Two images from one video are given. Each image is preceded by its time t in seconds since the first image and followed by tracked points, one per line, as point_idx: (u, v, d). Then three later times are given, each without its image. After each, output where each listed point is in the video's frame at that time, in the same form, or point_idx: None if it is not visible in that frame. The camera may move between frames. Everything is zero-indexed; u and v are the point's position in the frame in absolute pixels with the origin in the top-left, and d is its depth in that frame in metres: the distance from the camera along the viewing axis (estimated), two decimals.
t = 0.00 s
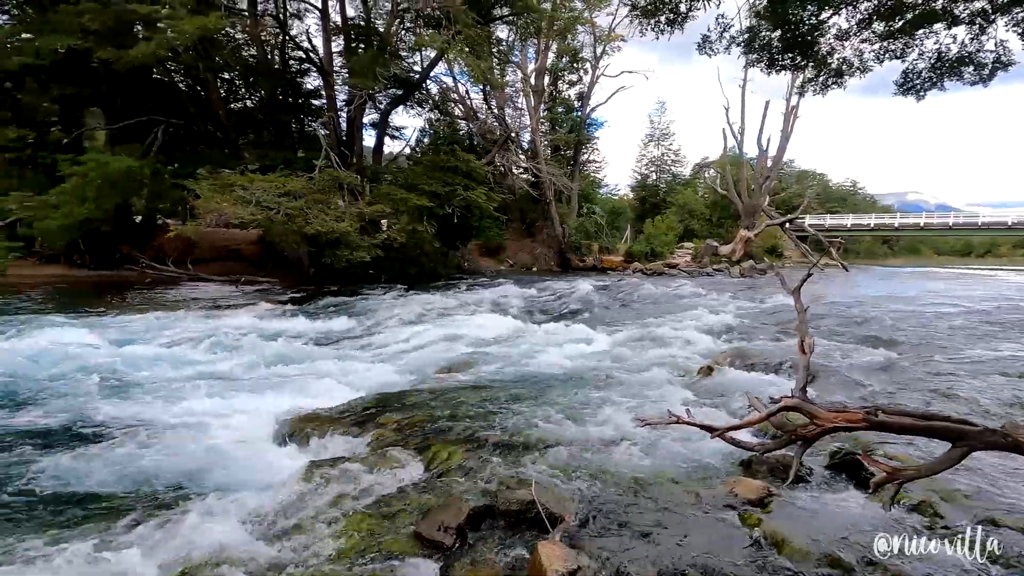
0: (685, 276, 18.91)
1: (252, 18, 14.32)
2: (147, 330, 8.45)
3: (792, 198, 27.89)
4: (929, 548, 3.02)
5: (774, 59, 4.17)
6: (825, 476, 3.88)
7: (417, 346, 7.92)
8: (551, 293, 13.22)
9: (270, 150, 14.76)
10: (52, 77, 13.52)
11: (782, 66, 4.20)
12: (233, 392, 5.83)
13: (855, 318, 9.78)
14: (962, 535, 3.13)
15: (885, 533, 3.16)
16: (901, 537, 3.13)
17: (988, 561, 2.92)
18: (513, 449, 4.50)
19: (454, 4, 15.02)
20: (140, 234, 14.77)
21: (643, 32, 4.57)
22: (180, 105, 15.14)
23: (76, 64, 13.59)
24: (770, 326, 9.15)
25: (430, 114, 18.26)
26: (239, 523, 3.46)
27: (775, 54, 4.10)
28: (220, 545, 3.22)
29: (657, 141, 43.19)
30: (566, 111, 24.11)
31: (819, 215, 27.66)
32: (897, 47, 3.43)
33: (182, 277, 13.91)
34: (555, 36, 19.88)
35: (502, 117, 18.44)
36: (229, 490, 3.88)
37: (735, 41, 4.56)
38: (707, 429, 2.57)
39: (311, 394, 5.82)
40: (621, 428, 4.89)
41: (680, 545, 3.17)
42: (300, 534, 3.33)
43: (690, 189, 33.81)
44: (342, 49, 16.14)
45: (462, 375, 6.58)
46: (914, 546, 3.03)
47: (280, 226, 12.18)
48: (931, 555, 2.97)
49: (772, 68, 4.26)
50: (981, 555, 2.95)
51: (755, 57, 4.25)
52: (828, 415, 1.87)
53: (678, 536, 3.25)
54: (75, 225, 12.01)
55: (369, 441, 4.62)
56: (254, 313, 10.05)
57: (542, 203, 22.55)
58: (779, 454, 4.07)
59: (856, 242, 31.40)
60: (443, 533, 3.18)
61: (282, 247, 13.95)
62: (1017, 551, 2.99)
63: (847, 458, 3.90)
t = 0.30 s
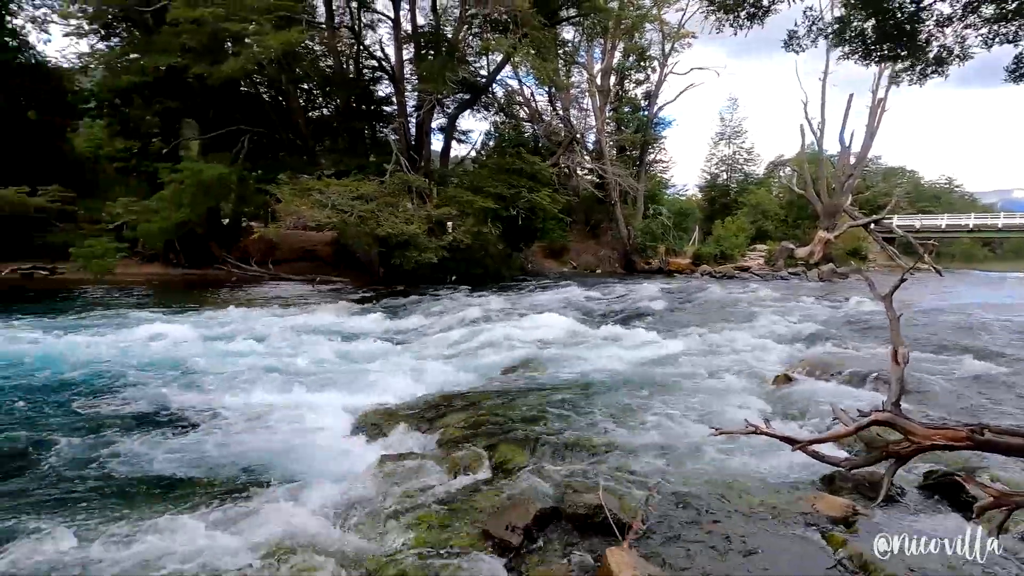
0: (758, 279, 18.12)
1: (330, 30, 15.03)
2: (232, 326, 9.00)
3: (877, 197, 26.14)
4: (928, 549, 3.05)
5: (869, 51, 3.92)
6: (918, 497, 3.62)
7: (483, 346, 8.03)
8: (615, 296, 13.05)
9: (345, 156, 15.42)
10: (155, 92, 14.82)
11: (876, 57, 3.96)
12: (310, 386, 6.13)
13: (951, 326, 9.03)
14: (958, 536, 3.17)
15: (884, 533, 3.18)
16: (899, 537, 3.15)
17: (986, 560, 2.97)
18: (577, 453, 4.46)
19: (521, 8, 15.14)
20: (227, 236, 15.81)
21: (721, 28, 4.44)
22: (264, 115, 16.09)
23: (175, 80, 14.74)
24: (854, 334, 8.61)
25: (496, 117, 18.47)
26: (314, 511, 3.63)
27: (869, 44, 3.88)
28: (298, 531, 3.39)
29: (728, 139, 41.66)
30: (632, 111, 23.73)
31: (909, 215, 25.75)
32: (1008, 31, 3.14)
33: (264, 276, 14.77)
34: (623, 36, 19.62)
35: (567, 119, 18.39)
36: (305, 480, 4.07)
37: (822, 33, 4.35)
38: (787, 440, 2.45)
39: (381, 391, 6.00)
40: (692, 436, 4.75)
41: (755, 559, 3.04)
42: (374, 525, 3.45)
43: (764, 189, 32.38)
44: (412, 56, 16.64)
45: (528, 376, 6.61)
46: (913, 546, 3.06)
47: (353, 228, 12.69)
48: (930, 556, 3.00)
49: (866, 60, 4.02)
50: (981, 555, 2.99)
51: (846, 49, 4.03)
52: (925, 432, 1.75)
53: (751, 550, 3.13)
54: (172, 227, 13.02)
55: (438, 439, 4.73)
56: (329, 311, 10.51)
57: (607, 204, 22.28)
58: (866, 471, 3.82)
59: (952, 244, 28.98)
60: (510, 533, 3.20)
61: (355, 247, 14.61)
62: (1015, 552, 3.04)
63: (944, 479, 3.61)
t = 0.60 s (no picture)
0: (831, 282, 17.17)
1: (394, 39, 15.53)
2: (302, 325, 9.40)
3: (968, 194, 24.19)
4: (928, 548, 3.06)
5: (961, 37, 3.88)
6: (1017, 520, 3.33)
7: (542, 347, 8.03)
8: (676, 299, 12.73)
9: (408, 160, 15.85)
10: (235, 104, 15.78)
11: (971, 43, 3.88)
12: (375, 382, 6.33)
13: None
14: (958, 531, 3.15)
15: (884, 533, 3.22)
16: (900, 537, 3.18)
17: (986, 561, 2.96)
18: (639, 457, 4.37)
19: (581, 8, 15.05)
20: (298, 238, 16.60)
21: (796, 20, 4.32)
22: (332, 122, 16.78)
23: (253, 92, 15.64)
24: (940, 342, 8.02)
25: (555, 118, 18.45)
26: (378, 504, 3.74)
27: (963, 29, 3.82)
28: (363, 523, 3.51)
29: (798, 135, 39.75)
30: (695, 108, 23.07)
31: (1004, 213, 23.68)
32: None
33: (331, 277, 15.39)
34: (686, 32, 19.13)
35: (627, 119, 18.14)
36: (370, 474, 4.19)
37: (911, 20, 4.18)
38: (870, 452, 2.31)
39: (442, 390, 6.11)
40: (760, 444, 4.57)
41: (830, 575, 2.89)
42: (437, 520, 3.53)
43: (837, 186, 30.67)
44: (473, 61, 16.90)
45: (587, 379, 6.55)
46: (913, 546, 3.09)
47: (416, 230, 13.00)
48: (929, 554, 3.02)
49: (959, 47, 3.96)
50: (981, 555, 2.98)
51: (939, 36, 4.00)
52: None
53: (826, 565, 2.97)
54: (249, 231, 13.79)
55: (498, 438, 4.77)
56: (391, 310, 10.83)
57: (668, 205, 21.76)
58: (957, 489, 3.55)
59: None
60: (572, 534, 3.19)
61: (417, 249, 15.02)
62: (1012, 551, 3.05)
63: None
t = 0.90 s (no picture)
0: (915, 286, 16.02)
1: (456, 47, 15.86)
2: (367, 325, 9.73)
3: None
4: (927, 548, 3.12)
5: None
6: None
7: (602, 351, 7.96)
8: (743, 303, 12.27)
9: (469, 165, 16.14)
10: (307, 115, 16.60)
11: None
12: (437, 382, 6.48)
13: None
14: (957, 537, 3.21)
15: (884, 534, 3.26)
16: (899, 537, 3.23)
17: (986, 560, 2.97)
18: (703, 465, 4.25)
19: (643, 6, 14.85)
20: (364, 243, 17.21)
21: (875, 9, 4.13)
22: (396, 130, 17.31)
23: (323, 103, 16.41)
24: None
25: (615, 119, 18.26)
26: (439, 500, 3.83)
27: None
28: (424, 517, 3.60)
29: (877, 129, 37.38)
30: (763, 104, 22.20)
31: None
32: None
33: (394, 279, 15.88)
34: (753, 25, 18.46)
35: (690, 118, 17.68)
36: (432, 471, 4.29)
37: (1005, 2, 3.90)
38: (962, 469, 2.14)
39: (502, 391, 6.17)
40: (836, 455, 4.34)
41: None
42: (496, 518, 3.58)
43: (922, 184, 28.64)
44: (532, 65, 17.02)
45: (649, 383, 6.44)
46: (912, 546, 3.14)
47: (476, 234, 13.20)
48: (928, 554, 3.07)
49: None
50: (981, 556, 3.00)
51: None
52: None
53: None
54: (319, 235, 14.42)
55: (557, 440, 4.77)
56: (452, 312, 11.04)
57: (734, 206, 21.01)
58: None
59: None
60: (633, 541, 3.14)
61: (477, 252, 15.25)
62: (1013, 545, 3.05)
63: None
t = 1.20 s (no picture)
0: (1009, 288, 14.74)
1: (512, 51, 16.01)
2: (426, 327, 9.95)
3: None
4: (927, 549, 3.15)
5: None
6: None
7: (661, 355, 7.80)
8: (812, 306, 11.70)
9: (525, 168, 16.22)
10: (369, 124, 17.20)
11: None
12: (494, 384, 6.55)
13: None
14: (955, 535, 3.26)
15: (883, 534, 3.29)
16: (898, 537, 3.26)
17: (986, 559, 3.05)
18: (768, 477, 4.07)
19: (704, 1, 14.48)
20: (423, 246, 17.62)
21: None
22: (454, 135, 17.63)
23: (384, 112, 16.96)
24: None
25: (674, 118, 17.88)
26: (494, 501, 3.87)
27: None
28: (481, 518, 3.65)
29: (965, 119, 34.67)
30: (835, 97, 21.09)
31: None
32: None
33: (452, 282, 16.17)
34: (824, 14, 17.58)
35: (754, 113, 17.03)
36: (488, 472, 4.33)
37: None
38: None
39: (558, 394, 6.16)
40: (916, 470, 4.07)
41: None
42: (553, 521, 3.58)
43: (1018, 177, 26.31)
44: (589, 66, 16.94)
45: (710, 389, 6.26)
46: (912, 546, 3.17)
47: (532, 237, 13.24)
48: (928, 555, 3.09)
49: None
50: (980, 554, 3.08)
51: None
52: None
53: None
54: (380, 240, 14.89)
55: (614, 445, 4.72)
56: (509, 315, 11.12)
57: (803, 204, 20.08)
58: None
59: None
60: (695, 551, 3.07)
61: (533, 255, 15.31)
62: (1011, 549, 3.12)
63: None
